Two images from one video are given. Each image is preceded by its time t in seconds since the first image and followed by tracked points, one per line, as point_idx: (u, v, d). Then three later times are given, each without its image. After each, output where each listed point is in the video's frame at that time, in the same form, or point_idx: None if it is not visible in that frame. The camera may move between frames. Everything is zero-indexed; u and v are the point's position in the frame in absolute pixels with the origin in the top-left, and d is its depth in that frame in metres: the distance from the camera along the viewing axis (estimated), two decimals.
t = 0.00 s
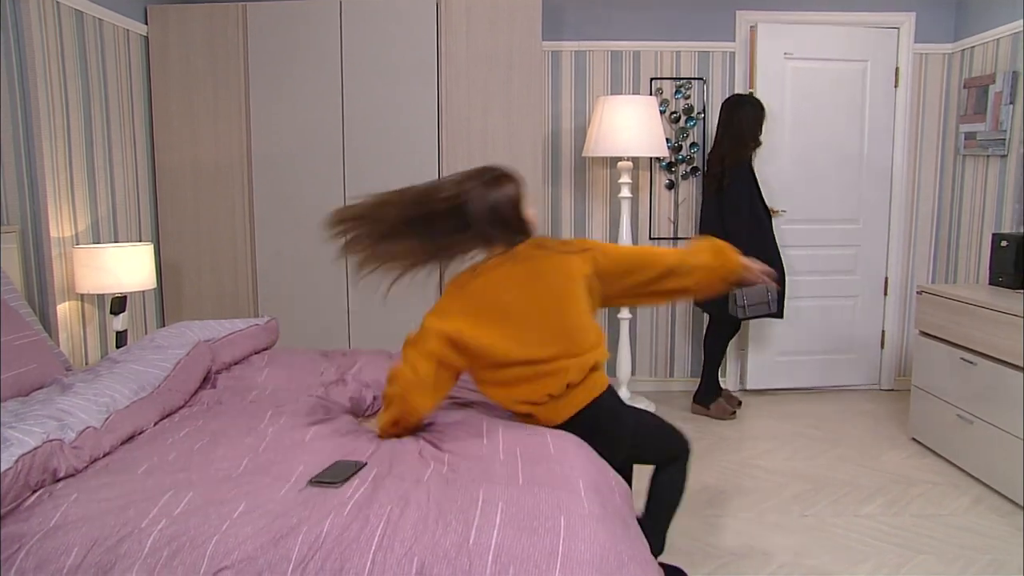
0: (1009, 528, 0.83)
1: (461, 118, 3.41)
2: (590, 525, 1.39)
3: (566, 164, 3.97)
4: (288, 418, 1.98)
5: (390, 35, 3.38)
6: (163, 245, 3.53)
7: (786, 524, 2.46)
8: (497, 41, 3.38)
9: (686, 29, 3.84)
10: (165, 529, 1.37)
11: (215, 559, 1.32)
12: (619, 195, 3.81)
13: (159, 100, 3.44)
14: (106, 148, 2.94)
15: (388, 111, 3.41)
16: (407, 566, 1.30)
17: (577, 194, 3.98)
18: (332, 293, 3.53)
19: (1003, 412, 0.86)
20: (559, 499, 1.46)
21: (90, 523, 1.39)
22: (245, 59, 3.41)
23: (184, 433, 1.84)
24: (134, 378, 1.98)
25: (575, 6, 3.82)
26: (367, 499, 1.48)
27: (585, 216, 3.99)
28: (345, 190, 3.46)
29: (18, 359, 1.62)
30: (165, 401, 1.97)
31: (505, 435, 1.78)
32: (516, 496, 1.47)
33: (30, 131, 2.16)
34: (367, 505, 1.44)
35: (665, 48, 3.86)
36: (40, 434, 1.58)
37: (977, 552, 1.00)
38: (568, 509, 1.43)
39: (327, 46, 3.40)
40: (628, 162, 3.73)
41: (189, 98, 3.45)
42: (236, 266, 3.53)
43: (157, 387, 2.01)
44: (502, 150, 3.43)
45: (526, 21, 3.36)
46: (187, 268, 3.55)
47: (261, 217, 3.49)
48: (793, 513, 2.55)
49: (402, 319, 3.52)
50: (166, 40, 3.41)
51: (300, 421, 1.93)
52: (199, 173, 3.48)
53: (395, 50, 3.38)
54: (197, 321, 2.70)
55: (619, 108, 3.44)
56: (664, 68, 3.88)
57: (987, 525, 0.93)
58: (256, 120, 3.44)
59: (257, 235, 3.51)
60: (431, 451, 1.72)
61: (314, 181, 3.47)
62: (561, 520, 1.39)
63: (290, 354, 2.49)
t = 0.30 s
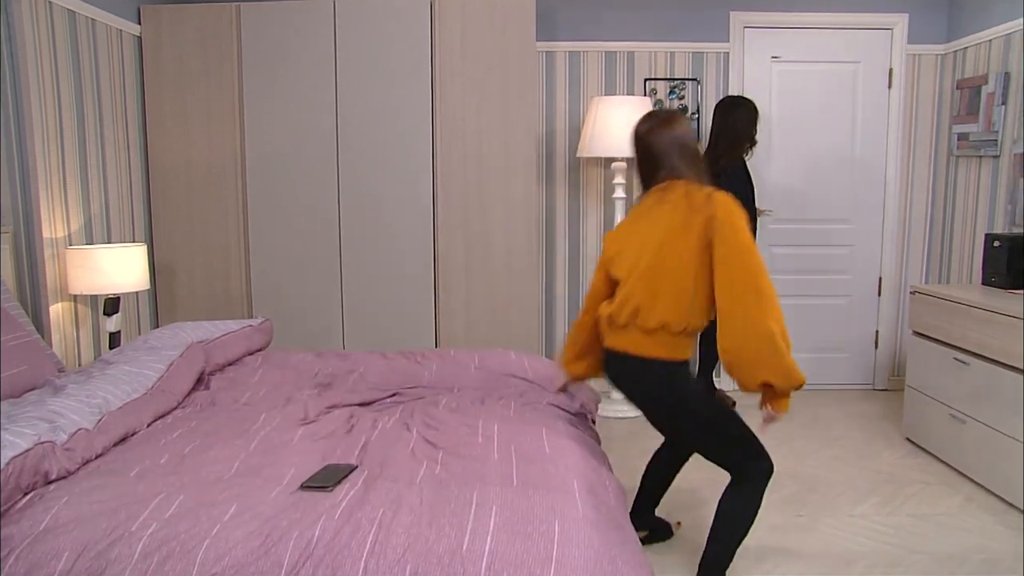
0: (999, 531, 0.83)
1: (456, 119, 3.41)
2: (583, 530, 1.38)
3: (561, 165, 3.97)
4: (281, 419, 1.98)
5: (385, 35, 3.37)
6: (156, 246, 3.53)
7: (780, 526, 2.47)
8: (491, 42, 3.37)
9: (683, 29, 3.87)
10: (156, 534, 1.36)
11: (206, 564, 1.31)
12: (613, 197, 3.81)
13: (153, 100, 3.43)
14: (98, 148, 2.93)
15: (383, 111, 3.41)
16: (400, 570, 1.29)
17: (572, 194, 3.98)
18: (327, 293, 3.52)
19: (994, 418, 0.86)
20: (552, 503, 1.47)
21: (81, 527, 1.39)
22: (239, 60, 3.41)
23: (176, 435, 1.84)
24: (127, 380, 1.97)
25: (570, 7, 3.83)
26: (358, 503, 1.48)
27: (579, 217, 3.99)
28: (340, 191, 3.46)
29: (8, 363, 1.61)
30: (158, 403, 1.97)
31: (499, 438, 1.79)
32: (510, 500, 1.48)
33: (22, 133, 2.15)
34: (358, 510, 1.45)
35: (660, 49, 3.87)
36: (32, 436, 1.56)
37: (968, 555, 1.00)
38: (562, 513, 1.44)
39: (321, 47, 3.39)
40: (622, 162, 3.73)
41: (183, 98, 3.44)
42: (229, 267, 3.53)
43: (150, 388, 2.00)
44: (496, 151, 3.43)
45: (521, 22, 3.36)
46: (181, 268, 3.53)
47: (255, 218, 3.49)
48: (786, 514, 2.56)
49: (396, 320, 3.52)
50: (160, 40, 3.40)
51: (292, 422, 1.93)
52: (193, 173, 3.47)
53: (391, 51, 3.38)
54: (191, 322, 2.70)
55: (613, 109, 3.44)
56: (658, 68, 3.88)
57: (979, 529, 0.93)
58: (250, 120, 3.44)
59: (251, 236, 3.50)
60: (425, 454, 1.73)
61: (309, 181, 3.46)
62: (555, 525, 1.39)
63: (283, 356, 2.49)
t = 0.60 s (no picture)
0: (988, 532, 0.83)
1: (448, 120, 3.41)
2: (575, 531, 1.38)
3: (553, 166, 3.97)
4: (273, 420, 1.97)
5: (378, 35, 3.37)
6: (148, 246, 3.51)
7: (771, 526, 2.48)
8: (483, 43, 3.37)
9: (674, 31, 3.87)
10: (146, 536, 1.36)
11: (196, 566, 1.31)
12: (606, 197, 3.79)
13: (144, 100, 3.42)
14: (89, 149, 2.92)
15: (376, 111, 3.41)
16: (391, 571, 1.29)
17: (564, 195, 3.98)
18: (319, 294, 3.51)
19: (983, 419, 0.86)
20: (544, 503, 1.47)
21: (70, 529, 1.38)
22: (230, 61, 3.40)
23: (167, 437, 1.83)
24: (118, 381, 1.97)
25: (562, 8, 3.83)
26: (349, 504, 1.48)
27: (572, 217, 3.99)
28: (332, 191, 3.45)
29: None
30: (149, 404, 1.96)
31: (491, 438, 1.79)
32: (502, 501, 1.48)
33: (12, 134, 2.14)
34: (349, 511, 1.44)
35: (652, 50, 3.87)
36: (21, 438, 1.55)
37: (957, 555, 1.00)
38: (554, 514, 1.44)
39: (314, 47, 3.39)
40: (614, 162, 3.72)
41: (174, 99, 3.43)
42: (221, 269, 3.52)
43: (142, 390, 1.99)
44: (488, 152, 3.43)
45: (513, 23, 3.36)
46: (173, 269, 3.52)
47: (247, 218, 3.48)
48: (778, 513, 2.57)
49: (388, 322, 3.51)
50: (151, 40, 3.38)
51: (283, 423, 1.92)
52: (184, 174, 3.46)
53: (383, 51, 3.38)
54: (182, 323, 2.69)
55: (605, 109, 3.44)
56: (651, 69, 3.89)
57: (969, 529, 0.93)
58: (242, 120, 3.43)
59: (243, 237, 3.49)
60: (417, 453, 1.73)
61: (301, 182, 3.46)
62: (547, 526, 1.39)
63: (275, 356, 2.48)
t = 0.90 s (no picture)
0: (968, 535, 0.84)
1: (438, 122, 3.41)
2: (562, 534, 1.38)
3: (543, 168, 3.97)
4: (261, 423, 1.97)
5: (368, 36, 3.37)
6: (135, 248, 3.49)
7: (760, 527, 2.49)
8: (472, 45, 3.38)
9: (663, 33, 3.88)
10: (131, 540, 1.35)
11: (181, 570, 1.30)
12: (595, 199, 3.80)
13: (131, 101, 3.40)
14: (75, 151, 2.90)
15: (366, 112, 3.40)
16: None
17: (554, 197, 3.98)
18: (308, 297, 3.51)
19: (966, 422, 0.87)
20: (531, 506, 1.47)
21: (54, 534, 1.37)
22: (218, 63, 3.39)
23: (154, 440, 1.82)
24: (105, 385, 1.95)
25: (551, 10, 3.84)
26: (335, 508, 1.47)
27: (561, 219, 4.00)
28: (321, 194, 3.45)
29: None
30: (136, 408, 1.95)
31: (479, 440, 1.78)
32: (489, 504, 1.48)
33: None
34: (335, 515, 1.44)
35: (640, 52, 3.88)
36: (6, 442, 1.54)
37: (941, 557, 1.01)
38: (541, 517, 1.44)
39: (302, 50, 3.38)
40: (603, 165, 3.73)
41: (162, 100, 3.41)
42: (210, 272, 3.50)
43: (129, 394, 1.98)
44: (477, 153, 3.43)
45: (502, 25, 3.36)
46: (161, 272, 3.50)
47: (236, 221, 3.47)
48: (766, 515, 2.58)
49: (378, 325, 3.51)
50: (139, 42, 3.37)
51: (271, 425, 1.92)
52: (172, 175, 3.44)
53: (372, 54, 3.37)
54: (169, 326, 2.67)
55: (594, 111, 3.45)
56: (639, 71, 3.89)
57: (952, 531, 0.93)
58: (231, 122, 3.42)
59: (231, 239, 3.48)
60: (405, 455, 1.73)
61: (290, 184, 3.45)
62: (533, 529, 1.39)
63: (263, 360, 2.47)
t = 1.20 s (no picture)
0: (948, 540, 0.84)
1: (424, 126, 3.41)
2: (547, 539, 1.38)
3: (530, 172, 3.97)
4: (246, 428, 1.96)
5: (356, 40, 3.36)
6: (120, 252, 3.47)
7: (746, 531, 2.50)
8: (459, 50, 3.38)
9: (650, 37, 3.89)
10: (112, 547, 1.35)
11: None
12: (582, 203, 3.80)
13: (117, 104, 3.38)
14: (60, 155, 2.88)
15: (353, 116, 3.40)
16: None
17: (541, 201, 3.99)
18: (295, 302, 3.50)
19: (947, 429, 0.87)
20: (517, 511, 1.47)
21: (34, 541, 1.36)
22: (205, 67, 3.38)
23: (137, 446, 1.81)
24: (88, 390, 1.94)
25: (538, 14, 3.84)
26: (320, 512, 1.47)
27: (549, 223, 4.00)
28: (308, 198, 3.44)
29: None
30: (119, 413, 1.94)
31: (465, 444, 1.78)
32: (474, 509, 1.47)
33: None
34: (319, 520, 1.43)
35: (628, 56, 3.89)
36: None
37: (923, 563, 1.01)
38: (527, 521, 1.44)
39: (289, 54, 3.37)
40: (590, 169, 3.74)
41: (148, 104, 3.39)
42: (197, 277, 3.48)
43: (113, 398, 1.97)
44: (464, 158, 3.43)
45: (490, 30, 3.36)
46: (147, 276, 3.48)
47: (222, 225, 3.45)
48: (752, 518, 2.60)
49: (366, 329, 3.51)
50: (125, 45, 3.35)
51: (256, 430, 1.91)
52: (158, 179, 3.42)
53: (359, 58, 3.37)
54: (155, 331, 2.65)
55: (581, 115, 3.46)
56: (627, 75, 3.90)
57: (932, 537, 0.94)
58: (217, 125, 3.40)
59: (217, 243, 3.47)
60: (390, 460, 1.72)
61: (278, 188, 3.44)
62: (519, 534, 1.39)
63: (250, 365, 2.46)
